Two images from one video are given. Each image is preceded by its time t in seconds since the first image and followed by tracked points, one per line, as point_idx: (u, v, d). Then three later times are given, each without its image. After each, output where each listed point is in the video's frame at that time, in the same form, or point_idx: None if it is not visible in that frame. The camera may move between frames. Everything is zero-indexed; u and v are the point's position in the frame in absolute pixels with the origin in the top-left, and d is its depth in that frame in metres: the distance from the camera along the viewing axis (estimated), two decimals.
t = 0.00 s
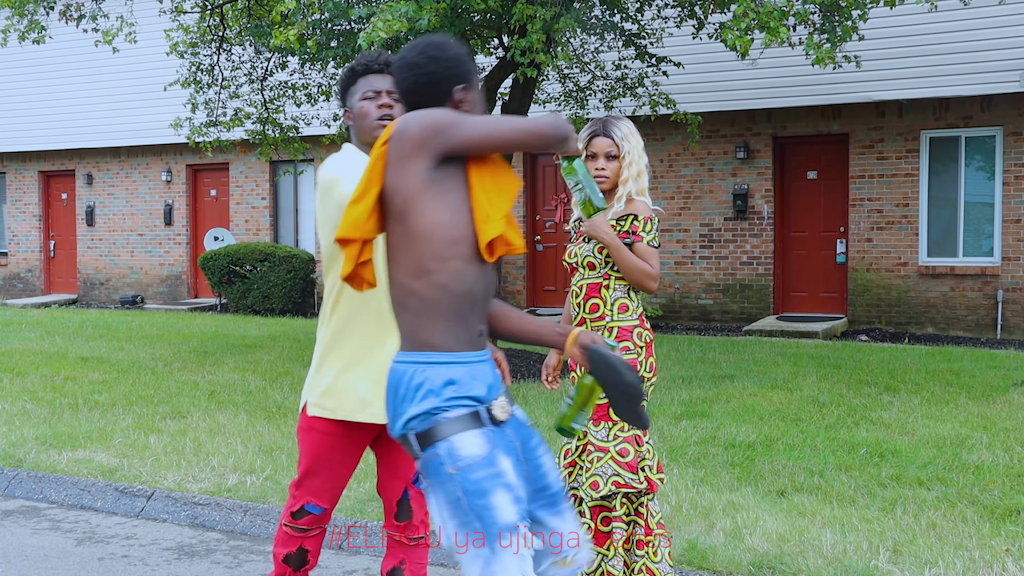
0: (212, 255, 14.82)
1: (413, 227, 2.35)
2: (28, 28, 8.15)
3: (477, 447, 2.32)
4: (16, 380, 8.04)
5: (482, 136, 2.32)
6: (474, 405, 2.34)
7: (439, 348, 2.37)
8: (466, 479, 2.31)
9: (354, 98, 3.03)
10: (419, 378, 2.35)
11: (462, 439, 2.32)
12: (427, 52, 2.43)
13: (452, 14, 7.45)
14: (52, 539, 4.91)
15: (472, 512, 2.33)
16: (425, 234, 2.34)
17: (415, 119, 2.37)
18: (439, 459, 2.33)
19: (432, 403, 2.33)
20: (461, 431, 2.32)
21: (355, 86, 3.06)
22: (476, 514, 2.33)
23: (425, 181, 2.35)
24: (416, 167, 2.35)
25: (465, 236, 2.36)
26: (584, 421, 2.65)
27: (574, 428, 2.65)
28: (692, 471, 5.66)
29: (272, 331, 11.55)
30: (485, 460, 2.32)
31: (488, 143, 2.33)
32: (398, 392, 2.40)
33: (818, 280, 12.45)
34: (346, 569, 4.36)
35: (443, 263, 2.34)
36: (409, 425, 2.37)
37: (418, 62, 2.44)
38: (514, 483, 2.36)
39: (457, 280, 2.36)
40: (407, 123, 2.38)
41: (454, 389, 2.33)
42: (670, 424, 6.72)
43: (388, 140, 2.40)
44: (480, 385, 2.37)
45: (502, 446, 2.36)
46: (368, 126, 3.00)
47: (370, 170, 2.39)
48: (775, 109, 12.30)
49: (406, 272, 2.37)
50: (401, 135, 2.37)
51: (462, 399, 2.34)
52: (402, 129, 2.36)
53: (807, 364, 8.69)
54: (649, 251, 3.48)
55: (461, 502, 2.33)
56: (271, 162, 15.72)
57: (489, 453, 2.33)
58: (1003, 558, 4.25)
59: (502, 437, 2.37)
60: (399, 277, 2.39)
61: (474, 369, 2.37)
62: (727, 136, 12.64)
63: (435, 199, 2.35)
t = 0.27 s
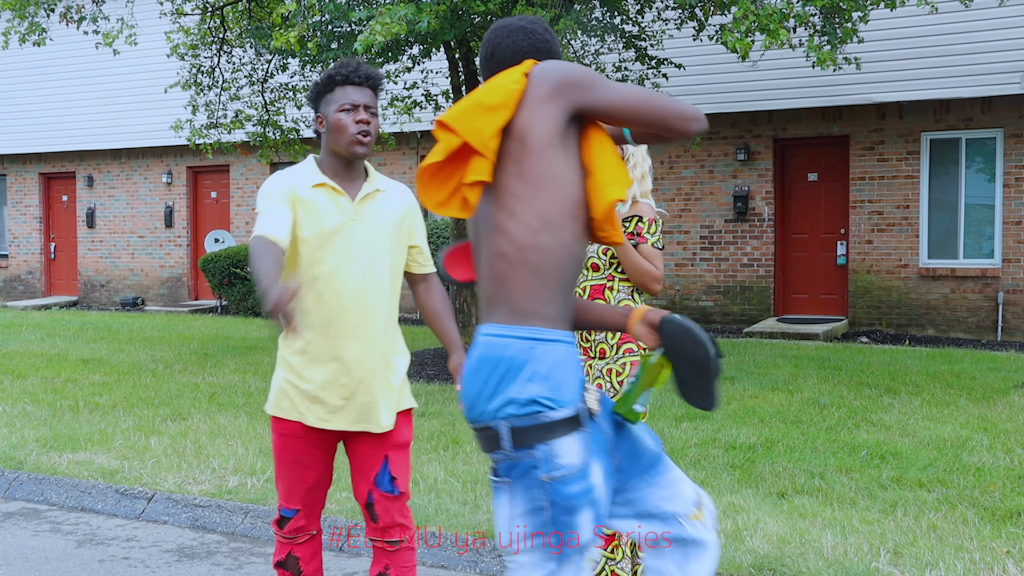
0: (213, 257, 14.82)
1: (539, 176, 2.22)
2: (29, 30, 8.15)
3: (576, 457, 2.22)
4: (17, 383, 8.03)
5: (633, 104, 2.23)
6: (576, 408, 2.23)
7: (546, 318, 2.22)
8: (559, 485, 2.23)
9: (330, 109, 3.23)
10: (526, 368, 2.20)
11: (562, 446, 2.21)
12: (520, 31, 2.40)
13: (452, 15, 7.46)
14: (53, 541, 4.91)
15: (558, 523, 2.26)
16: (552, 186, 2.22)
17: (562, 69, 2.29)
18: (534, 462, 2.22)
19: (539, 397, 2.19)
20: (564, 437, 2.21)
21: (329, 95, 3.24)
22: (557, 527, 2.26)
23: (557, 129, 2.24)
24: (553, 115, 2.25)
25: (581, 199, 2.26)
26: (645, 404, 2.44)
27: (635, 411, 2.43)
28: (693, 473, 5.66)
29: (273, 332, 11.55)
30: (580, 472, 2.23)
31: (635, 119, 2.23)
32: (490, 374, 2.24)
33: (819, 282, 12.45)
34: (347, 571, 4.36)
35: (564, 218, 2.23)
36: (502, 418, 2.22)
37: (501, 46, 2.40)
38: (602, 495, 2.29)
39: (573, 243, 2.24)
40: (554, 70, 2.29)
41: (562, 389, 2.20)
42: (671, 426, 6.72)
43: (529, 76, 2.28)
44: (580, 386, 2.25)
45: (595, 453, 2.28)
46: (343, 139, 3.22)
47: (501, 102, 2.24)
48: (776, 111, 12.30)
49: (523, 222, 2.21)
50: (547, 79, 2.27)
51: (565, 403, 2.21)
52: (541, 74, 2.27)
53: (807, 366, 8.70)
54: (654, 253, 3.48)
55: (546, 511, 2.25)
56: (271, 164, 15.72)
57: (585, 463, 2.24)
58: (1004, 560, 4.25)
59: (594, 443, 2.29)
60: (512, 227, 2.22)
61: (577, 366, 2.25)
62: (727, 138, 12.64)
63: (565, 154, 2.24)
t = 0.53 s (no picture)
0: (213, 258, 14.82)
1: (598, 251, 2.14)
2: (29, 32, 8.15)
3: (670, 520, 2.05)
4: (18, 385, 8.03)
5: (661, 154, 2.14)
6: (663, 469, 2.10)
7: (622, 392, 2.15)
8: (657, 557, 2.03)
9: (314, 115, 3.25)
10: (593, 439, 2.15)
11: (652, 510, 2.05)
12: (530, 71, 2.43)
13: (452, 17, 7.46)
14: (54, 543, 4.91)
15: None
16: (611, 257, 2.14)
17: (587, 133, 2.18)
18: (626, 534, 2.07)
19: (613, 467, 2.10)
20: (651, 499, 2.06)
21: (312, 101, 3.26)
22: None
23: (599, 199, 2.16)
24: (592, 183, 2.15)
25: (644, 254, 2.18)
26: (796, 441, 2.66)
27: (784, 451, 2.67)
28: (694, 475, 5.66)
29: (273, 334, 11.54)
30: (680, 535, 2.04)
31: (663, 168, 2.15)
32: (570, 458, 2.20)
33: (820, 283, 12.45)
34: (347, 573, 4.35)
35: (626, 284, 2.14)
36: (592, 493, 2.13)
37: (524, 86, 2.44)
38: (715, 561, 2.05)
39: (646, 309, 2.16)
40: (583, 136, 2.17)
41: (637, 450, 2.10)
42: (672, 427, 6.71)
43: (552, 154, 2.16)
44: (667, 448, 2.13)
45: (698, 519, 2.09)
46: (327, 145, 3.23)
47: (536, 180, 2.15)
48: (776, 112, 12.30)
49: (584, 299, 2.15)
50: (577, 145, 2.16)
51: (647, 464, 2.09)
52: (565, 145, 2.16)
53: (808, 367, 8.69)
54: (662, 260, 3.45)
55: None
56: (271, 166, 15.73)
57: (684, 526, 2.06)
58: (1005, 561, 4.25)
59: (698, 507, 2.10)
60: (571, 309, 2.17)
61: (662, 427, 2.15)
62: (727, 139, 12.64)
63: (615, 219, 2.16)
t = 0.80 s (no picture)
0: (214, 261, 14.82)
1: (580, 240, 2.11)
2: (29, 36, 8.14)
3: (648, 516, 2.05)
4: (19, 388, 8.03)
5: (668, 150, 2.07)
6: (639, 466, 2.09)
7: (596, 383, 2.11)
8: (632, 553, 2.03)
9: (312, 117, 3.25)
10: (571, 430, 2.10)
11: (627, 505, 2.04)
12: (535, 50, 2.22)
13: (453, 19, 7.46)
14: (56, 546, 4.91)
15: None
16: (596, 247, 2.11)
17: (588, 111, 2.14)
18: (602, 529, 2.05)
19: (592, 459, 2.07)
20: (626, 495, 2.05)
21: (310, 103, 3.27)
22: None
23: (589, 184, 2.11)
24: (584, 170, 2.11)
25: (632, 249, 2.15)
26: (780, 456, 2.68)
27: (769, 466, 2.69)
28: (695, 476, 5.65)
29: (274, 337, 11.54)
30: (656, 532, 2.04)
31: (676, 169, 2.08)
32: (543, 449, 2.14)
33: (820, 284, 12.45)
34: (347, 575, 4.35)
35: (609, 277, 2.11)
36: (567, 485, 2.09)
37: (518, 74, 2.24)
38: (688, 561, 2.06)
39: (624, 302, 2.13)
40: (581, 111, 2.14)
41: (616, 443, 2.08)
42: (673, 428, 6.71)
43: (550, 126, 2.14)
44: (643, 444, 2.13)
45: (672, 519, 2.09)
46: (323, 149, 3.24)
47: (525, 159, 2.13)
48: (776, 113, 12.30)
49: (562, 288, 2.12)
50: (574, 126, 2.12)
51: (625, 458, 2.08)
52: (563, 122, 2.12)
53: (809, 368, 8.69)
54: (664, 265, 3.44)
55: None
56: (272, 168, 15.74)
57: (660, 524, 2.05)
58: (1007, 562, 4.24)
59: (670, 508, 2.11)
60: (547, 295, 2.14)
61: (638, 423, 2.13)
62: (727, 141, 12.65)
63: (603, 210, 2.13)
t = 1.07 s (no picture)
0: (216, 263, 14.83)
1: (519, 236, 2.02)
2: (31, 39, 8.14)
3: (595, 506, 1.98)
4: (21, 390, 8.04)
5: (603, 181, 1.94)
6: (585, 455, 2.01)
7: (542, 372, 2.03)
8: (584, 545, 1.97)
9: (314, 117, 3.26)
10: (518, 419, 2.01)
11: (576, 496, 1.98)
12: (496, 39, 2.11)
13: (454, 21, 7.46)
14: (58, 549, 4.91)
15: None
16: (534, 249, 2.01)
17: (543, 109, 2.02)
18: (551, 521, 1.99)
19: (540, 448, 1.99)
20: (575, 485, 1.98)
21: (314, 103, 3.27)
22: None
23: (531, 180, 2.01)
24: (526, 170, 2.01)
25: (574, 248, 2.06)
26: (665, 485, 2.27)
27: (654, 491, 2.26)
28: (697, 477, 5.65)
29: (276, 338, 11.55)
30: (603, 521, 1.98)
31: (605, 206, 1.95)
32: (486, 438, 2.06)
33: (822, 285, 12.45)
34: None
35: (546, 278, 2.02)
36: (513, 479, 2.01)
37: (476, 63, 2.12)
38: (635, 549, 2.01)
39: (559, 306, 2.03)
40: (536, 107, 2.02)
41: (563, 431, 2.00)
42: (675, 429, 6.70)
43: (507, 114, 2.03)
44: (589, 432, 2.05)
45: (618, 509, 2.03)
46: (324, 149, 3.24)
47: (475, 146, 2.03)
48: (777, 114, 12.30)
49: (499, 284, 2.03)
50: (527, 123, 2.00)
51: (572, 447, 2.00)
52: (513, 117, 2.02)
53: (811, 369, 8.69)
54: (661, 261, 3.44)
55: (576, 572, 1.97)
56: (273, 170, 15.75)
57: (607, 514, 1.99)
58: (1009, 563, 4.24)
59: (616, 496, 2.05)
60: (489, 284, 2.05)
61: (582, 410, 2.05)
62: (728, 142, 12.65)
63: (544, 211, 2.02)
